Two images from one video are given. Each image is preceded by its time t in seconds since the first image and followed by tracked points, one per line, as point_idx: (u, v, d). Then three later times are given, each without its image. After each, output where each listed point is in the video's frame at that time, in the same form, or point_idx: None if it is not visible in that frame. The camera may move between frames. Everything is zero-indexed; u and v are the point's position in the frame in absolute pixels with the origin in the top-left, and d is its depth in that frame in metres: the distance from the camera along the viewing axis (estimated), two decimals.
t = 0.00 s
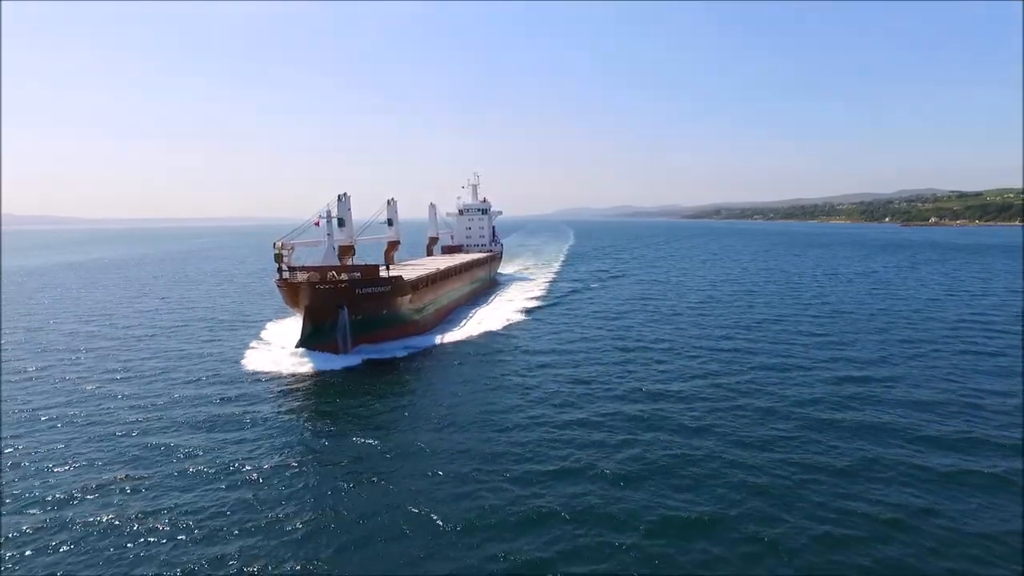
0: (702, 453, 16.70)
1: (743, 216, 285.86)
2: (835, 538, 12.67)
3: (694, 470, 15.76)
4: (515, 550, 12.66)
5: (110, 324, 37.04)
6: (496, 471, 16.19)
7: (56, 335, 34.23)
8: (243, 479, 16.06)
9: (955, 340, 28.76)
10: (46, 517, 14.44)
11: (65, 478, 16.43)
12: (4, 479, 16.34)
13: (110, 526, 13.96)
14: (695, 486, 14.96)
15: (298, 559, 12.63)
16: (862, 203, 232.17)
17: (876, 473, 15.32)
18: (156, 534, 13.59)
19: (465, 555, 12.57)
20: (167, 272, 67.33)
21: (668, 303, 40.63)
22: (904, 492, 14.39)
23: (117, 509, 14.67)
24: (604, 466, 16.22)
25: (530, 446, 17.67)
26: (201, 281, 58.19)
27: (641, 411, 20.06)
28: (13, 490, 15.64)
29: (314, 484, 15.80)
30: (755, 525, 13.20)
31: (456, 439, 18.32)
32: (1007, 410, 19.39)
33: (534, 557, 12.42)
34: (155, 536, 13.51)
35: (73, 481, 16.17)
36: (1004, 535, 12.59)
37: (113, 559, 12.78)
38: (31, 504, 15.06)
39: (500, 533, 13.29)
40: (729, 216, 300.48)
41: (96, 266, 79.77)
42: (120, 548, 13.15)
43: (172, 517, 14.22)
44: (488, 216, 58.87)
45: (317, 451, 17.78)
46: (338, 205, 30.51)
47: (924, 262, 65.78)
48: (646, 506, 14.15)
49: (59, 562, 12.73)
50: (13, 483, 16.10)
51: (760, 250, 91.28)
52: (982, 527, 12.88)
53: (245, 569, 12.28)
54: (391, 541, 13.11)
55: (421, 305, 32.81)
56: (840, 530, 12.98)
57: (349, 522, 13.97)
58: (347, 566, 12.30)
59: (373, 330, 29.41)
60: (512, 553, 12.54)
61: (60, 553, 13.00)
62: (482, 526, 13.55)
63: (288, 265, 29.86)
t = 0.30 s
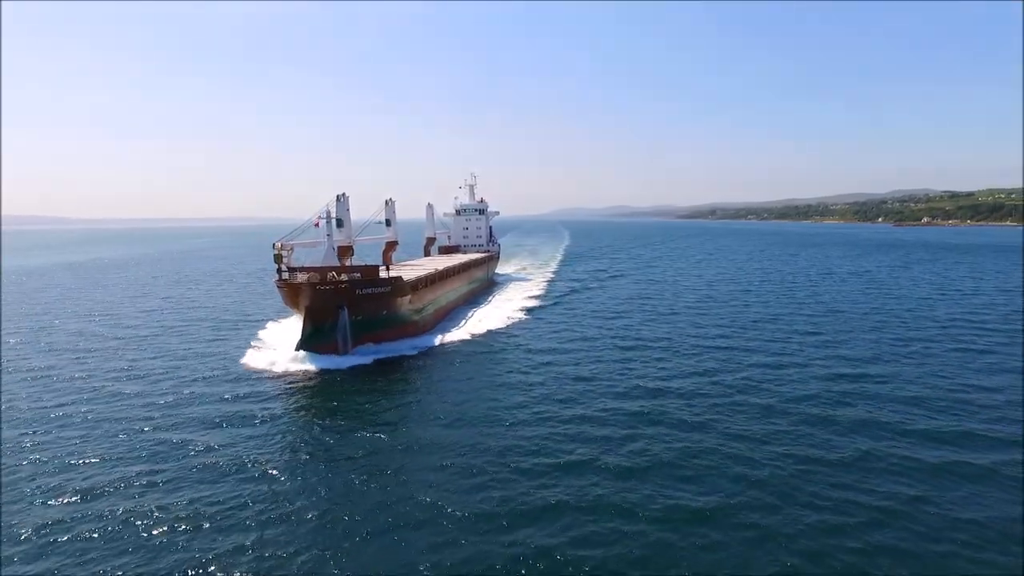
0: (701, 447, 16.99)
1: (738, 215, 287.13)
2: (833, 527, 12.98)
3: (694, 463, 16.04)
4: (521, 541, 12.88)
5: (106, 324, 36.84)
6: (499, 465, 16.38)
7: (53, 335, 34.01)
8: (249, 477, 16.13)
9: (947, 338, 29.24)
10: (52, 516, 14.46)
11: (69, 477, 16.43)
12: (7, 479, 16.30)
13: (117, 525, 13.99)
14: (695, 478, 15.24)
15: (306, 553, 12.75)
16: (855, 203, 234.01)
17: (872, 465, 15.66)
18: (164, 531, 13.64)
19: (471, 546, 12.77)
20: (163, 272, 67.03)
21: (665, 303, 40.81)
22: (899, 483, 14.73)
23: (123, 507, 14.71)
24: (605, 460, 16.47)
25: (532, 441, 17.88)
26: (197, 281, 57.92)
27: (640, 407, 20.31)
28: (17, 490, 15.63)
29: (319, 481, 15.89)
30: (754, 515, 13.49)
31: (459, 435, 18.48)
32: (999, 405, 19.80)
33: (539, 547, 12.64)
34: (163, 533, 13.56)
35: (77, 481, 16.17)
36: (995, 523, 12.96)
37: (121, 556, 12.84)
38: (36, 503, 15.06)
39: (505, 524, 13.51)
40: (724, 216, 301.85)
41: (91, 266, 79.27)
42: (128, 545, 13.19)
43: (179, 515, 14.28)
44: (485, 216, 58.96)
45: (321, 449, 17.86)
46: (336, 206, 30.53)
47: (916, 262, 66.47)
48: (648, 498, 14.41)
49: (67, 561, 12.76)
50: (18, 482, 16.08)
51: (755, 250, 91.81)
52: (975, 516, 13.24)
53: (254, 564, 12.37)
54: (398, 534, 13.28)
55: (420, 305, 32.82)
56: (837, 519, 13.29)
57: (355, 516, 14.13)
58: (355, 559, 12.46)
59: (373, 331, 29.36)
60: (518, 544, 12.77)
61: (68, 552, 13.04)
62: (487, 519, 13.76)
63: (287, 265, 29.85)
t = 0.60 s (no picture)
0: (700, 441, 17.22)
1: (733, 216, 288.47)
2: (830, 517, 13.20)
3: (693, 456, 16.25)
4: (525, 531, 13.04)
5: (103, 324, 36.71)
6: (501, 460, 16.53)
7: (49, 335, 33.87)
8: (252, 474, 16.11)
9: (940, 336, 29.65)
10: (54, 514, 14.40)
11: (70, 476, 16.38)
12: (10, 476, 16.31)
13: (120, 522, 13.96)
14: (694, 471, 15.45)
15: (311, 546, 12.81)
16: (848, 204, 235.53)
17: (868, 458, 15.93)
18: (167, 528, 13.62)
19: (476, 536, 12.92)
20: (159, 272, 66.79)
21: (662, 302, 41.09)
22: (894, 474, 15.01)
23: (126, 505, 14.68)
24: (606, 454, 16.66)
25: (533, 437, 18.04)
26: (194, 281, 57.72)
27: (640, 404, 20.51)
28: (19, 490, 15.57)
29: (322, 477, 15.92)
30: (754, 505, 13.72)
31: (461, 431, 18.58)
32: (991, 401, 20.15)
33: (543, 537, 12.81)
34: (166, 530, 13.53)
35: (79, 479, 16.12)
36: (988, 513, 13.25)
37: (125, 553, 12.82)
38: (38, 502, 15.00)
39: (509, 516, 13.67)
40: (719, 216, 302.93)
41: (86, 266, 78.82)
42: (133, 543, 13.17)
43: (182, 512, 14.27)
44: (483, 216, 59.14)
45: (324, 445, 17.94)
46: (335, 206, 30.60)
47: (909, 262, 67.16)
48: (649, 490, 14.61)
49: (71, 559, 12.72)
50: (19, 482, 16.01)
51: (750, 251, 92.35)
52: (968, 505, 13.53)
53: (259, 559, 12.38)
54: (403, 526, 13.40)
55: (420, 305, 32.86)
56: (835, 509, 13.54)
57: (360, 509, 14.22)
58: (361, 550, 12.57)
59: (373, 331, 29.40)
60: (522, 534, 12.94)
61: (71, 550, 13.00)
62: (491, 511, 13.90)
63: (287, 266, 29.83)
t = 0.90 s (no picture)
0: (702, 437, 17.47)
1: (727, 216, 289.79)
2: (835, 515, 13.26)
3: (695, 452, 16.51)
4: (532, 526, 13.23)
5: (99, 324, 36.43)
6: (506, 456, 16.72)
7: (46, 335, 33.59)
8: (256, 473, 16.07)
9: (936, 334, 29.90)
10: (56, 513, 14.24)
11: (71, 475, 16.23)
12: (11, 475, 16.15)
13: (125, 520, 13.85)
14: (696, 466, 15.70)
15: (320, 541, 12.84)
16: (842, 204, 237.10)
17: (866, 452, 16.25)
18: (173, 526, 13.54)
19: (483, 532, 13.05)
20: (154, 272, 66.46)
21: (660, 302, 41.23)
22: (890, 468, 15.35)
23: (130, 503, 14.60)
24: (609, 450, 16.88)
25: (536, 433, 18.23)
26: (190, 281, 57.39)
27: (640, 401, 20.75)
28: (19, 488, 15.39)
29: (327, 475, 15.91)
30: (755, 499, 14.00)
31: (465, 429, 18.71)
32: (986, 398, 20.44)
33: (550, 531, 13.00)
34: (170, 529, 13.43)
35: (81, 478, 15.99)
36: (982, 505, 13.60)
37: (131, 551, 12.69)
38: (39, 500, 14.84)
39: (516, 511, 13.85)
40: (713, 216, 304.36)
41: (80, 266, 78.30)
42: (139, 539, 13.10)
43: (188, 510, 14.22)
44: (480, 217, 59.15)
45: (327, 444, 17.85)
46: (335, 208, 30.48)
47: (902, 261, 67.72)
48: (652, 485, 14.86)
49: (76, 556, 12.61)
50: (20, 480, 15.86)
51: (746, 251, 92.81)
52: (971, 504, 13.63)
53: (269, 554, 12.37)
54: (411, 520, 13.56)
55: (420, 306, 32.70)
56: (834, 501, 13.84)
57: (367, 506, 14.29)
58: (371, 544, 12.69)
59: (373, 332, 29.20)
60: (530, 528, 13.14)
61: (74, 547, 12.88)
62: (497, 511, 13.87)
63: (287, 267, 29.75)
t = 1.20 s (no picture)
0: (703, 433, 17.67)
1: (721, 216, 291.30)
2: (832, 509, 13.44)
3: (696, 447, 16.71)
4: (538, 520, 13.36)
5: (96, 324, 36.27)
6: (509, 452, 16.85)
7: (42, 335, 33.42)
8: (258, 471, 16.08)
9: (929, 333, 30.28)
10: (60, 511, 14.24)
11: (76, 471, 16.25)
12: (16, 473, 16.17)
13: (128, 519, 13.82)
14: (698, 461, 15.89)
15: (329, 538, 12.93)
16: (836, 204, 239.10)
17: (864, 447, 16.50)
18: (177, 524, 13.53)
19: (486, 526, 13.18)
20: (150, 272, 66.17)
21: (657, 301, 41.49)
22: (889, 462, 15.59)
23: (136, 500, 14.66)
24: (611, 446, 17.04)
25: (538, 430, 18.37)
26: (186, 281, 57.09)
27: (641, 398, 20.93)
28: (23, 486, 15.42)
29: (330, 472, 15.99)
30: (757, 492, 14.20)
31: (468, 426, 18.82)
32: (979, 393, 20.76)
33: (556, 525, 13.15)
34: (177, 525, 13.51)
35: (81, 478, 15.90)
36: (979, 497, 13.85)
37: (138, 548, 12.73)
38: (40, 501, 14.74)
39: (521, 506, 13.98)
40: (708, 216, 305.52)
41: (73, 267, 77.71)
42: (143, 538, 13.07)
43: (193, 506, 14.31)
44: (477, 217, 59.27)
45: (331, 442, 17.94)
46: (333, 208, 30.49)
47: (895, 260, 68.39)
48: (655, 479, 15.03)
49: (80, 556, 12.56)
50: (19, 481, 15.74)
51: (740, 251, 93.35)
52: (965, 497, 13.85)
53: (277, 551, 12.43)
54: (418, 515, 13.66)
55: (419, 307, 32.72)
56: (834, 495, 14.06)
57: (372, 502, 14.35)
58: (380, 539, 12.79)
59: (373, 333, 29.16)
60: (536, 522, 13.27)
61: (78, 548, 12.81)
62: (499, 506, 13.98)
63: (287, 267, 29.76)
